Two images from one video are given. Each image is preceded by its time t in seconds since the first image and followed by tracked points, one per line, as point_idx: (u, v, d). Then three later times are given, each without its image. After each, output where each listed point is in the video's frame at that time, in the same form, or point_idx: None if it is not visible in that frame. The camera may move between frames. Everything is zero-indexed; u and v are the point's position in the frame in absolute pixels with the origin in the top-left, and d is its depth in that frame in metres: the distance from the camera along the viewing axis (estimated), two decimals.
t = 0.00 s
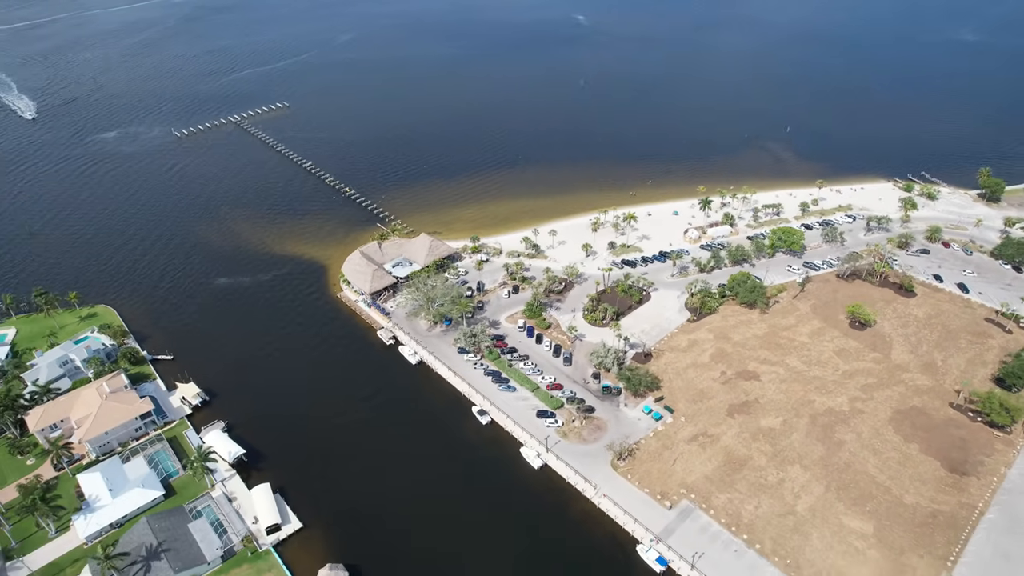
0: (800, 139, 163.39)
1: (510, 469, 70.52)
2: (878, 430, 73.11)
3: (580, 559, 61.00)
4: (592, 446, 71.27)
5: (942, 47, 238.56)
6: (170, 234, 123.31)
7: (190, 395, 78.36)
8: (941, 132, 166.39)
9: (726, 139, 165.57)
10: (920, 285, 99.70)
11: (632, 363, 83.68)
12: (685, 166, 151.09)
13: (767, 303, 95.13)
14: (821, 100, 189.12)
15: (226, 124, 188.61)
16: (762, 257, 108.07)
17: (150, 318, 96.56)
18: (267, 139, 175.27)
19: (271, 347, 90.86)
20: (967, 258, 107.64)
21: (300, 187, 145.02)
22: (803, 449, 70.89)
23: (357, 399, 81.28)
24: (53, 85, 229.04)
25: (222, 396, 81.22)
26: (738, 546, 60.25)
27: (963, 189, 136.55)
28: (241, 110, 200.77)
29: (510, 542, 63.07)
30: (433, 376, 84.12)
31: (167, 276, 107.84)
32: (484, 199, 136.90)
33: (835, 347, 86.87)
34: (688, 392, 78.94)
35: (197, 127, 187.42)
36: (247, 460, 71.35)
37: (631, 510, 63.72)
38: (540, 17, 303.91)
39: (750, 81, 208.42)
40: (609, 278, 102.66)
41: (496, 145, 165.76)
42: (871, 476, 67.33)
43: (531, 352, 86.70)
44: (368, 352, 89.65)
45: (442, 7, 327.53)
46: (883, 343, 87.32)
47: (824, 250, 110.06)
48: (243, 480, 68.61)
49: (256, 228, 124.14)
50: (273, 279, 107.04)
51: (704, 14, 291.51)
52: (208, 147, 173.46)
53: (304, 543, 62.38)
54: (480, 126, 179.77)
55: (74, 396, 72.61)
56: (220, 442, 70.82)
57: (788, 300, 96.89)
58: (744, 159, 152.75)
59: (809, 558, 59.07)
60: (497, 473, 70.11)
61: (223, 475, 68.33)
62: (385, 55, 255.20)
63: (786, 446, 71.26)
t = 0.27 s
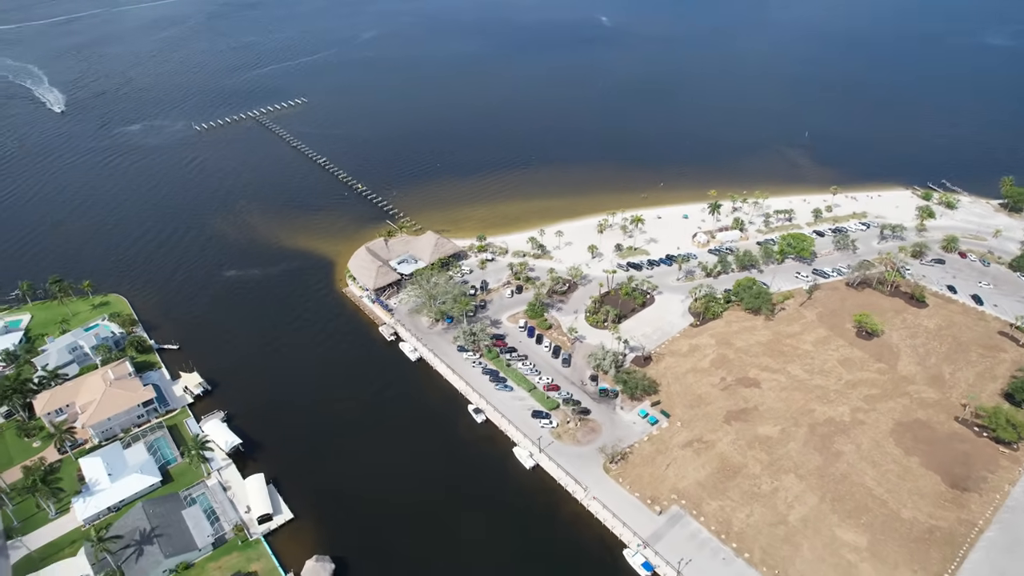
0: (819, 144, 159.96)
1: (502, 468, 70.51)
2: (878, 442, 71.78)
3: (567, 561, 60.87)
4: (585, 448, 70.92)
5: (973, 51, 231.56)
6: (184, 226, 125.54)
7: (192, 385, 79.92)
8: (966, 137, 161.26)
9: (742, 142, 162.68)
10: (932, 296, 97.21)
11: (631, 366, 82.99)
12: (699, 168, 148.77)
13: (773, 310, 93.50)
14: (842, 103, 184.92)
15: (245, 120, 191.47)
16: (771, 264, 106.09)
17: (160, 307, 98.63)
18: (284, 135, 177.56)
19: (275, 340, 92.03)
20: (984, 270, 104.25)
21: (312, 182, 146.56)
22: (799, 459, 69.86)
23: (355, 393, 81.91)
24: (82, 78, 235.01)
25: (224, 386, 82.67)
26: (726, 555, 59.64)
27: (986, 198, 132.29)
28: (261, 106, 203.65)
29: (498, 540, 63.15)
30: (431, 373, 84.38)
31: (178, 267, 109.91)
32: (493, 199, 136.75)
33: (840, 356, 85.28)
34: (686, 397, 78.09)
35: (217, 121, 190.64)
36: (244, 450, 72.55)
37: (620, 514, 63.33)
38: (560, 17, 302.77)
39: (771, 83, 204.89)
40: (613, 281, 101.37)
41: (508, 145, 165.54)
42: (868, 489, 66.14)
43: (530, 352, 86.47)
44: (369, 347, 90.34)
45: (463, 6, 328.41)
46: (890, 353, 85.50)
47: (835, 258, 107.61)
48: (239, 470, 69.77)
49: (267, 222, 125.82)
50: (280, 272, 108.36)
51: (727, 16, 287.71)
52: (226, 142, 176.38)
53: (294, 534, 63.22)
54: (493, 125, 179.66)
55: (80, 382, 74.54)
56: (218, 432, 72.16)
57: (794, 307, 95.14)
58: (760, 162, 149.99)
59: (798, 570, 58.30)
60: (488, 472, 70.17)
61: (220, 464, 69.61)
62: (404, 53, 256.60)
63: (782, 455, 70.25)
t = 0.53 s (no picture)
0: (836, 147, 156.52)
1: (493, 467, 70.69)
2: (876, 454, 70.54)
3: (551, 562, 60.88)
4: (577, 450, 70.72)
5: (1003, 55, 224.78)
6: (196, 219, 127.70)
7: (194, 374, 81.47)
8: (991, 143, 156.54)
9: (756, 145, 160.18)
10: (944, 306, 94.84)
11: (629, 369, 82.44)
12: (711, 170, 146.58)
13: (776, 317, 92.08)
14: (863, 107, 180.90)
15: (261, 115, 194.09)
16: (777, 269, 104.37)
17: (168, 298, 100.62)
18: (298, 131, 179.72)
19: (277, 333, 93.20)
20: (999, 281, 101.20)
21: (323, 179, 147.93)
22: (794, 468, 68.89)
23: (352, 387, 82.56)
24: (107, 73, 240.30)
25: (225, 377, 84.07)
26: (712, 562, 59.20)
27: (1006, 207, 128.47)
28: (278, 102, 206.29)
29: (484, 539, 63.29)
30: (428, 371, 84.73)
31: (188, 259, 111.95)
32: (501, 198, 136.46)
33: (843, 366, 83.79)
34: (682, 402, 77.43)
35: (234, 117, 193.59)
36: (240, 440, 73.78)
37: (608, 517, 63.11)
38: (579, 17, 301.25)
39: (790, 86, 201.49)
40: (617, 283, 100.40)
41: (519, 145, 165.26)
42: (863, 501, 65.04)
43: (528, 352, 86.36)
44: (369, 342, 91.04)
45: (482, 6, 328.56)
46: (894, 364, 83.82)
47: (845, 265, 105.46)
48: (235, 460, 70.95)
49: (276, 216, 127.40)
50: (286, 266, 109.68)
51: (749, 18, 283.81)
52: (243, 137, 179.01)
53: (285, 525, 64.11)
54: (506, 125, 179.38)
55: (85, 370, 76.50)
56: (216, 421, 73.50)
57: (799, 314, 93.58)
58: (774, 164, 147.33)
59: None
60: (479, 470, 70.39)
61: (216, 454, 70.87)
62: (421, 52, 257.71)
63: (777, 464, 69.33)
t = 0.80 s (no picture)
0: (844, 150, 154.26)
1: (479, 466, 70.87)
2: (866, 462, 69.69)
3: (531, 562, 60.90)
4: (563, 450, 70.63)
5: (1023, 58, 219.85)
6: (200, 214, 129.32)
7: (189, 367, 82.60)
8: (1005, 148, 153.24)
9: (762, 147, 158.44)
10: (945, 313, 93.28)
11: (620, 371, 82.15)
12: (715, 172, 145.35)
13: (772, 321, 91.21)
14: (874, 110, 178.13)
15: (270, 112, 195.97)
16: (776, 273, 103.26)
17: (169, 291, 102.05)
18: (306, 128, 181.22)
19: (273, 328, 94.15)
20: (1004, 289, 99.17)
21: (327, 176, 148.92)
22: (781, 474, 68.30)
23: (344, 384, 83.25)
24: (123, 69, 244.09)
25: (220, 371, 85.17)
26: (692, 566, 58.84)
27: (1017, 214, 125.79)
28: (287, 100, 208.16)
29: (466, 538, 63.48)
30: (420, 368, 85.13)
31: (190, 253, 113.46)
32: (502, 198, 136.43)
33: (837, 372, 82.84)
34: (672, 405, 77.03)
35: (243, 113, 195.71)
36: (231, 433, 74.71)
37: (590, 518, 62.96)
38: (591, 17, 300.32)
39: (801, 88, 199.05)
40: (613, 284, 99.97)
41: (524, 145, 165.06)
42: (850, 509, 64.37)
43: (520, 352, 86.38)
44: (363, 339, 91.64)
45: (495, 5, 328.56)
46: (890, 371, 82.68)
47: (846, 270, 104.06)
48: (225, 452, 71.89)
49: (279, 213, 128.56)
50: (286, 262, 110.68)
51: (762, 19, 280.99)
52: (251, 133, 180.96)
53: (270, 518, 64.76)
54: (512, 125, 179.35)
55: (82, 361, 77.94)
56: (207, 414, 74.50)
57: (796, 319, 92.61)
58: (780, 167, 145.58)
59: None
60: (464, 468, 70.61)
61: (206, 446, 71.81)
62: (432, 51, 258.28)
63: (764, 469, 68.77)
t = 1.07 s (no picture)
0: (846, 152, 152.94)
1: (462, 464, 71.07)
2: (852, 467, 69.18)
3: (509, 561, 61.01)
4: (547, 451, 70.68)
5: None
6: (199, 210, 130.63)
7: (180, 361, 83.46)
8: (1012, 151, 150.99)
9: (764, 147, 157.36)
10: (940, 319, 92.29)
11: (607, 372, 82.09)
12: (714, 173, 144.67)
13: (763, 324, 90.74)
14: (879, 112, 176.25)
15: (274, 110, 197.45)
16: (770, 276, 102.84)
17: (165, 286, 103.15)
18: (308, 126, 182.40)
19: (266, 324, 94.90)
20: (1001, 295, 97.94)
21: (327, 174, 149.79)
22: (764, 477, 68.00)
23: (333, 381, 83.82)
24: (131, 66, 246.82)
25: (212, 366, 85.97)
26: (669, 569, 58.68)
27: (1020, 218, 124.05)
28: (291, 98, 209.58)
29: (446, 536, 63.63)
30: (409, 366, 85.55)
31: (188, 249, 114.64)
32: (500, 198, 136.59)
33: (827, 376, 82.26)
34: (658, 406, 76.88)
35: (247, 111, 197.33)
36: (218, 428, 75.40)
37: (569, 519, 62.96)
38: (597, 17, 299.91)
39: (806, 89, 197.40)
40: (605, 285, 99.87)
41: (523, 145, 165.16)
42: (832, 514, 63.99)
43: (509, 351, 86.57)
44: (354, 337, 92.18)
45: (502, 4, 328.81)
46: (881, 376, 82.01)
47: (842, 274, 103.26)
48: (211, 446, 72.60)
49: (277, 210, 129.53)
50: (282, 259, 111.48)
51: (770, 19, 278.84)
52: (254, 131, 182.42)
53: (252, 513, 65.26)
54: (513, 125, 179.45)
55: (74, 354, 78.97)
56: (195, 408, 75.23)
57: (788, 322, 92.06)
58: (780, 169, 144.34)
59: None
60: (448, 466, 70.84)
61: (194, 440, 72.51)
62: (437, 50, 258.77)
63: (747, 472, 68.46)
